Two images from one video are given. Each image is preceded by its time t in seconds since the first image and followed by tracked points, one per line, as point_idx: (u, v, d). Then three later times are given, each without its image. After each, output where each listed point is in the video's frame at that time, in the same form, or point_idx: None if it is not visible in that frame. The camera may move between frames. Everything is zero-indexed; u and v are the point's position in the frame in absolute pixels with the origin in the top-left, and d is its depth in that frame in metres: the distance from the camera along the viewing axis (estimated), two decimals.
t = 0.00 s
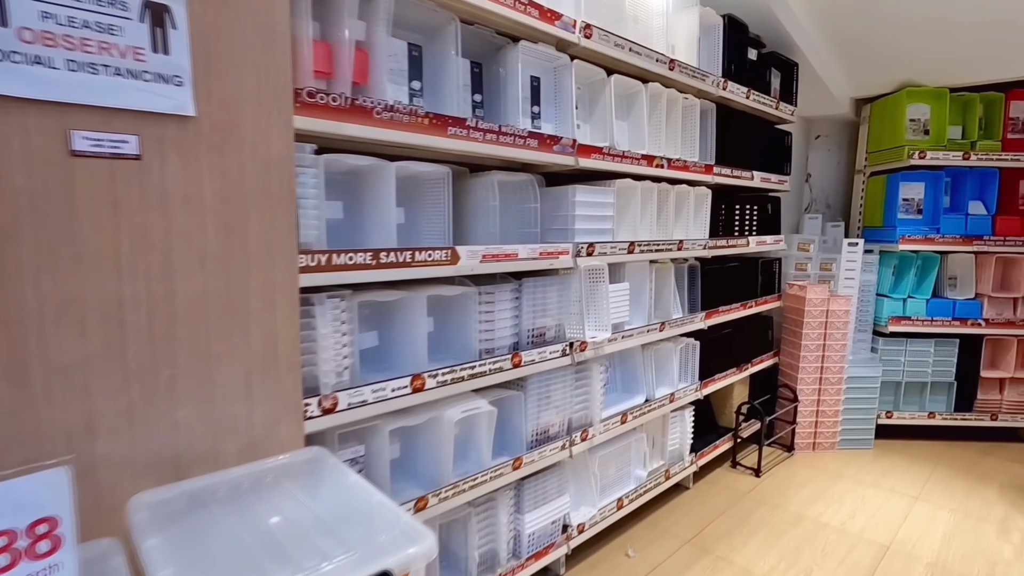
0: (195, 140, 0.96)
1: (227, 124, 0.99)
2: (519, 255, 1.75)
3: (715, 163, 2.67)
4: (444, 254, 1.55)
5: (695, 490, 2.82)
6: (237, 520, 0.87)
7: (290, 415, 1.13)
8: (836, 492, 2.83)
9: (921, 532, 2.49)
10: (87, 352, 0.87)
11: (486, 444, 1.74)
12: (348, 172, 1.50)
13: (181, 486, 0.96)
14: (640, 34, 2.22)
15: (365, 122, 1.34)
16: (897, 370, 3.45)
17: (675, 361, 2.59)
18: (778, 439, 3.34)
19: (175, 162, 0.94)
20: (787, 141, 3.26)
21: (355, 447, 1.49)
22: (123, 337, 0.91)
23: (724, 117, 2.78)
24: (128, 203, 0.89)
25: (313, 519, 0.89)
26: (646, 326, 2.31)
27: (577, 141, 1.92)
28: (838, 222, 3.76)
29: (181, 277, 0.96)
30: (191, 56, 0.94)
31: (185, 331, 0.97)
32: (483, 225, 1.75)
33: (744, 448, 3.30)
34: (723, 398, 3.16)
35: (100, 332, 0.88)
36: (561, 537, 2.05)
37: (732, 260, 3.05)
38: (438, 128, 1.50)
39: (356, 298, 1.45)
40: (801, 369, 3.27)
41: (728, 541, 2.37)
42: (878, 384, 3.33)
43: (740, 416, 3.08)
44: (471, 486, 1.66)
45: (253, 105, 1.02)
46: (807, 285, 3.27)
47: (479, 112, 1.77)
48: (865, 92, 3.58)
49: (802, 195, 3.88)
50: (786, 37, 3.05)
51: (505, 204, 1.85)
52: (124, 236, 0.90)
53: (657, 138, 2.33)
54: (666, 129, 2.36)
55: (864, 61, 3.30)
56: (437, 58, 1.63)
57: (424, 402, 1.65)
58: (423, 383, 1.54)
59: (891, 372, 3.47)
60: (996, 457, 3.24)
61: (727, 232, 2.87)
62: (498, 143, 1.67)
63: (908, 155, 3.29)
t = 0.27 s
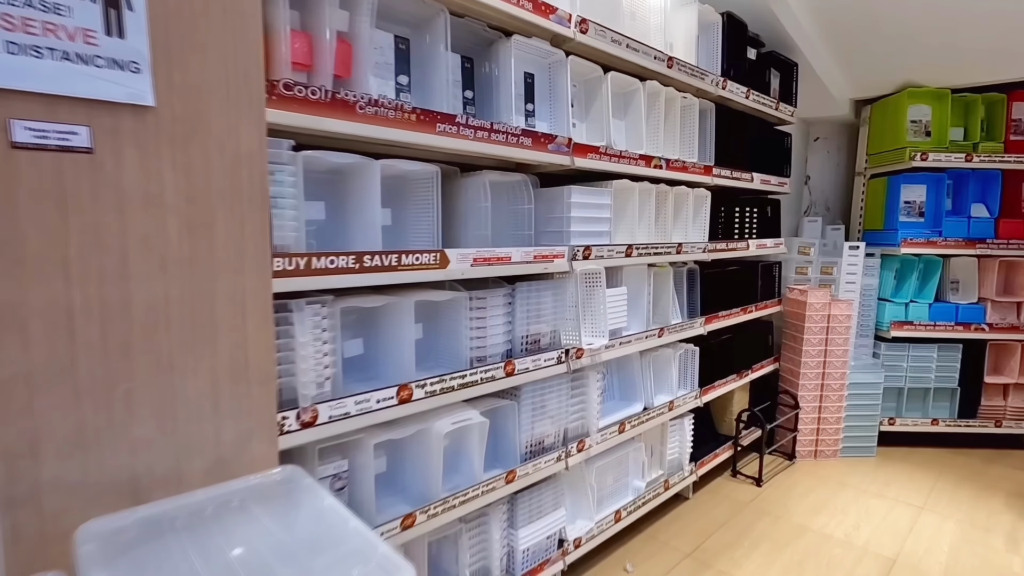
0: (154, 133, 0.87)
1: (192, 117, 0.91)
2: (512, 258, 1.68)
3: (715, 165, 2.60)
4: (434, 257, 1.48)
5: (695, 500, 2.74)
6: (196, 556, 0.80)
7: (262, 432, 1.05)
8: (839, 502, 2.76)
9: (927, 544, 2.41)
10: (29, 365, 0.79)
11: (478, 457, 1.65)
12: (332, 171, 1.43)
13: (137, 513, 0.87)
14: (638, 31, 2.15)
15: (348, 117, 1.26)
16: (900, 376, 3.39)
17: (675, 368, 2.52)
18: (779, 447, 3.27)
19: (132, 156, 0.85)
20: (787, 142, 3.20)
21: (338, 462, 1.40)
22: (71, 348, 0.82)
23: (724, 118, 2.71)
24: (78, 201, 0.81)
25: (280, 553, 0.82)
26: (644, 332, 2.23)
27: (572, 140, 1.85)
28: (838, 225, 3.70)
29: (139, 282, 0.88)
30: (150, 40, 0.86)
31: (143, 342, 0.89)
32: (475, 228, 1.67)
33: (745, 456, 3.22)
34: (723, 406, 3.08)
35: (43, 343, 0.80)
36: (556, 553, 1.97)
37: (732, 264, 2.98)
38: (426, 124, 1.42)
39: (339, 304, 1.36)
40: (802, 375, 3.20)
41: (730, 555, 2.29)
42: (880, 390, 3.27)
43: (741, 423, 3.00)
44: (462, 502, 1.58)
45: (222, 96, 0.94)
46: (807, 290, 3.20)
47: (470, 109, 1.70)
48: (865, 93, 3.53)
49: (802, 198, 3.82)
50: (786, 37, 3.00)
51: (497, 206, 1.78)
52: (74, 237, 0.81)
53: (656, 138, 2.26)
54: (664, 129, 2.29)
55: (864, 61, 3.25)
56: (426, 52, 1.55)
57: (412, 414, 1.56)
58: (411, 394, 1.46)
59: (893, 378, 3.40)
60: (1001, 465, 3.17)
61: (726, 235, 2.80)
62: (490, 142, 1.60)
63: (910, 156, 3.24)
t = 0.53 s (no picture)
0: (107, 126, 0.70)
1: (153, 109, 0.74)
2: (512, 266, 1.58)
3: (724, 167, 2.50)
4: (428, 265, 1.37)
5: (704, 517, 2.62)
6: None
7: (234, 464, 0.86)
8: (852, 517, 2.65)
9: (950, 565, 2.29)
10: None
11: (476, 479, 1.54)
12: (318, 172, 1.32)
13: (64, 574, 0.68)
14: (645, 26, 2.06)
15: (334, 113, 1.16)
16: (913, 385, 3.28)
17: (683, 379, 2.41)
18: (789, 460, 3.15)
19: (82, 155, 0.68)
20: (796, 145, 3.10)
21: (324, 487, 1.29)
22: None
23: (732, 119, 2.61)
24: None
25: None
26: (651, 342, 2.13)
27: (576, 140, 1.75)
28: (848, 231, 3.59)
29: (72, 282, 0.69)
30: (101, 11, 0.69)
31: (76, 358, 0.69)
32: (473, 233, 1.57)
33: (754, 470, 3.10)
34: (731, 417, 2.96)
35: None
36: None
37: (741, 271, 2.87)
38: (419, 121, 1.32)
39: (325, 316, 1.26)
40: (813, 385, 3.08)
41: None
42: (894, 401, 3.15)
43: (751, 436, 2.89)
44: (459, 528, 1.47)
45: (187, 85, 0.78)
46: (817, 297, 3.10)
47: (468, 107, 1.60)
48: (875, 94, 3.43)
49: (810, 202, 3.72)
50: (796, 36, 2.90)
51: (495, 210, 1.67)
52: None
53: (663, 139, 2.15)
54: (672, 129, 2.19)
55: (876, 61, 3.16)
56: (419, 45, 1.45)
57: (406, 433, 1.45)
58: (403, 412, 1.35)
59: (906, 388, 3.29)
60: (1020, 479, 3.05)
61: (735, 241, 2.70)
62: (488, 141, 1.49)
63: (924, 159, 3.14)
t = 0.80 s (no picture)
0: (47, 144, 0.66)
1: (99, 108, 0.70)
2: (514, 278, 1.47)
3: (735, 173, 2.39)
4: (423, 279, 1.27)
5: (716, 540, 2.50)
6: None
7: (194, 501, 0.84)
8: (859, 526, 2.63)
9: None
10: None
11: (476, 511, 1.42)
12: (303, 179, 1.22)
13: None
14: (654, 25, 1.95)
15: (317, 114, 1.06)
16: (933, 399, 3.14)
17: (693, 395, 2.29)
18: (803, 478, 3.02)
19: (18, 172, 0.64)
20: (809, 149, 2.99)
21: (307, 523, 1.18)
22: None
23: (744, 122, 2.51)
24: None
25: None
26: (661, 358, 2.01)
27: (582, 144, 1.64)
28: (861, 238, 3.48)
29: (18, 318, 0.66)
30: (36, 0, 0.64)
31: (24, 398, 0.67)
32: (471, 243, 1.47)
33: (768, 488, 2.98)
34: (743, 433, 2.84)
35: None
36: None
37: (752, 280, 2.76)
38: (412, 123, 1.22)
39: (308, 337, 1.15)
40: (828, 399, 2.96)
41: None
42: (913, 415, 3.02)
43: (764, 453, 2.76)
44: (456, 564, 1.35)
45: (139, 84, 0.73)
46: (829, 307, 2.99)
47: (466, 108, 1.50)
48: (890, 97, 3.32)
49: (822, 208, 3.60)
50: (809, 37, 2.80)
51: (495, 219, 1.57)
52: None
53: (673, 144, 2.05)
54: (682, 133, 2.09)
55: (891, 63, 3.05)
56: (414, 42, 1.35)
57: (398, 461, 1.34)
58: (395, 439, 1.24)
59: (925, 402, 3.15)
60: None
61: (747, 249, 2.59)
62: (488, 145, 1.39)
63: (942, 164, 3.02)
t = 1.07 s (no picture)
0: None
1: (36, 102, 0.62)
2: (515, 291, 1.38)
3: (748, 178, 2.29)
4: (415, 292, 1.17)
5: (729, 563, 2.38)
6: None
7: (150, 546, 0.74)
8: (859, 526, 2.71)
9: None
10: None
11: (474, 541, 1.32)
12: (287, 184, 1.13)
13: None
14: (663, 23, 1.87)
15: (298, 115, 0.97)
16: (954, 414, 3.02)
17: (705, 411, 2.18)
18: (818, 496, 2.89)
19: None
20: (822, 154, 2.89)
21: (289, 558, 1.08)
22: None
23: (756, 126, 2.41)
24: None
25: None
26: (672, 372, 1.91)
27: (588, 148, 1.56)
28: (877, 245, 3.36)
29: None
30: None
31: None
32: (469, 253, 1.37)
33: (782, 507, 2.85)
34: (755, 449, 2.73)
35: None
36: None
37: (765, 290, 2.65)
38: (404, 125, 1.13)
39: (289, 356, 1.06)
40: (845, 414, 2.84)
41: None
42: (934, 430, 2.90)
43: (778, 470, 2.65)
44: None
45: (82, 75, 0.64)
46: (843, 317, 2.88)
47: (465, 110, 1.41)
48: (906, 100, 3.22)
49: (835, 215, 3.49)
50: (822, 38, 2.70)
51: (494, 226, 1.48)
52: None
53: (682, 148, 1.96)
54: (692, 136, 1.99)
55: (908, 65, 2.95)
56: (407, 40, 1.27)
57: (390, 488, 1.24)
58: (384, 466, 1.14)
59: (946, 417, 3.03)
60: None
61: (759, 258, 2.49)
62: (486, 148, 1.30)
63: (963, 169, 2.92)
